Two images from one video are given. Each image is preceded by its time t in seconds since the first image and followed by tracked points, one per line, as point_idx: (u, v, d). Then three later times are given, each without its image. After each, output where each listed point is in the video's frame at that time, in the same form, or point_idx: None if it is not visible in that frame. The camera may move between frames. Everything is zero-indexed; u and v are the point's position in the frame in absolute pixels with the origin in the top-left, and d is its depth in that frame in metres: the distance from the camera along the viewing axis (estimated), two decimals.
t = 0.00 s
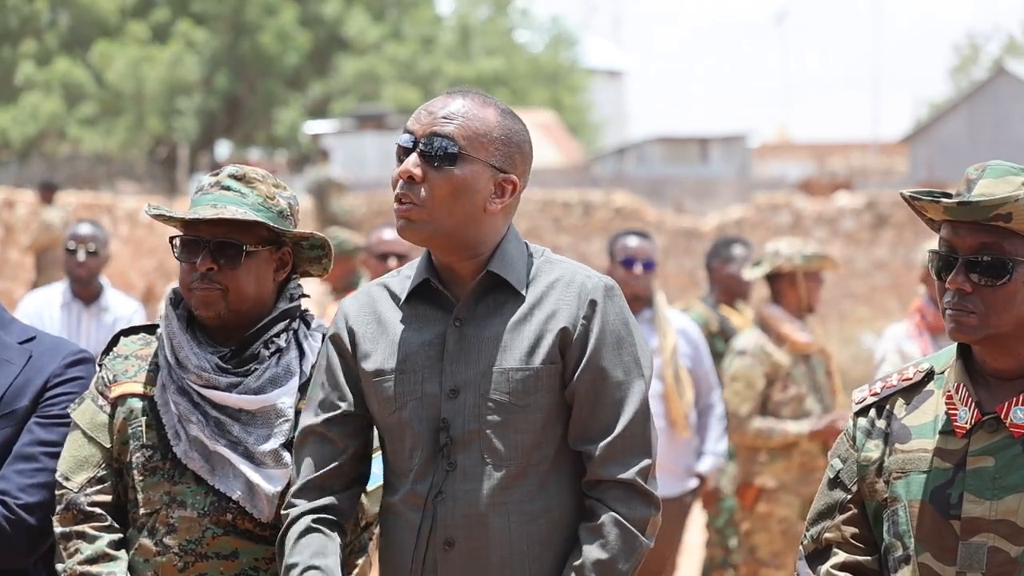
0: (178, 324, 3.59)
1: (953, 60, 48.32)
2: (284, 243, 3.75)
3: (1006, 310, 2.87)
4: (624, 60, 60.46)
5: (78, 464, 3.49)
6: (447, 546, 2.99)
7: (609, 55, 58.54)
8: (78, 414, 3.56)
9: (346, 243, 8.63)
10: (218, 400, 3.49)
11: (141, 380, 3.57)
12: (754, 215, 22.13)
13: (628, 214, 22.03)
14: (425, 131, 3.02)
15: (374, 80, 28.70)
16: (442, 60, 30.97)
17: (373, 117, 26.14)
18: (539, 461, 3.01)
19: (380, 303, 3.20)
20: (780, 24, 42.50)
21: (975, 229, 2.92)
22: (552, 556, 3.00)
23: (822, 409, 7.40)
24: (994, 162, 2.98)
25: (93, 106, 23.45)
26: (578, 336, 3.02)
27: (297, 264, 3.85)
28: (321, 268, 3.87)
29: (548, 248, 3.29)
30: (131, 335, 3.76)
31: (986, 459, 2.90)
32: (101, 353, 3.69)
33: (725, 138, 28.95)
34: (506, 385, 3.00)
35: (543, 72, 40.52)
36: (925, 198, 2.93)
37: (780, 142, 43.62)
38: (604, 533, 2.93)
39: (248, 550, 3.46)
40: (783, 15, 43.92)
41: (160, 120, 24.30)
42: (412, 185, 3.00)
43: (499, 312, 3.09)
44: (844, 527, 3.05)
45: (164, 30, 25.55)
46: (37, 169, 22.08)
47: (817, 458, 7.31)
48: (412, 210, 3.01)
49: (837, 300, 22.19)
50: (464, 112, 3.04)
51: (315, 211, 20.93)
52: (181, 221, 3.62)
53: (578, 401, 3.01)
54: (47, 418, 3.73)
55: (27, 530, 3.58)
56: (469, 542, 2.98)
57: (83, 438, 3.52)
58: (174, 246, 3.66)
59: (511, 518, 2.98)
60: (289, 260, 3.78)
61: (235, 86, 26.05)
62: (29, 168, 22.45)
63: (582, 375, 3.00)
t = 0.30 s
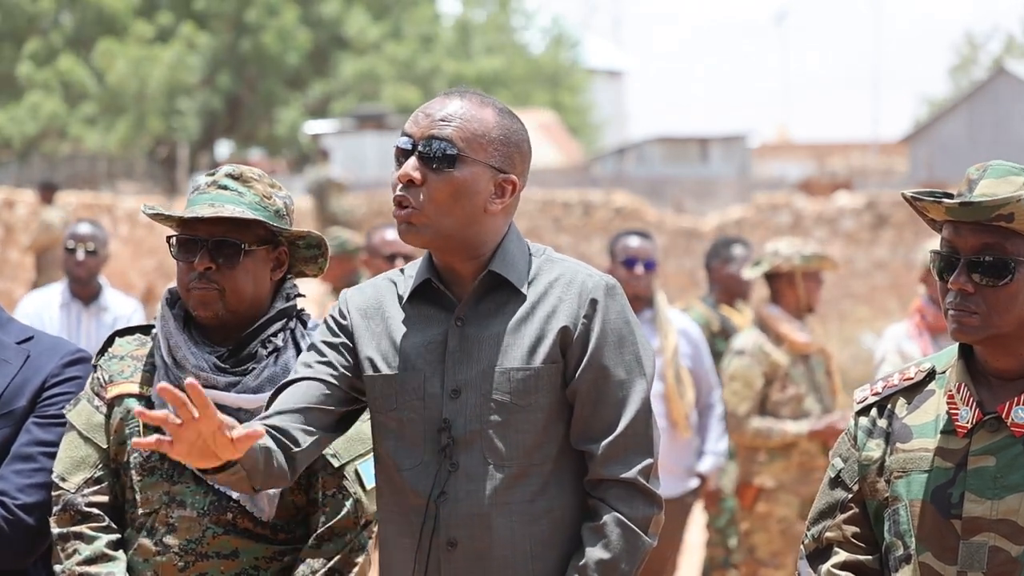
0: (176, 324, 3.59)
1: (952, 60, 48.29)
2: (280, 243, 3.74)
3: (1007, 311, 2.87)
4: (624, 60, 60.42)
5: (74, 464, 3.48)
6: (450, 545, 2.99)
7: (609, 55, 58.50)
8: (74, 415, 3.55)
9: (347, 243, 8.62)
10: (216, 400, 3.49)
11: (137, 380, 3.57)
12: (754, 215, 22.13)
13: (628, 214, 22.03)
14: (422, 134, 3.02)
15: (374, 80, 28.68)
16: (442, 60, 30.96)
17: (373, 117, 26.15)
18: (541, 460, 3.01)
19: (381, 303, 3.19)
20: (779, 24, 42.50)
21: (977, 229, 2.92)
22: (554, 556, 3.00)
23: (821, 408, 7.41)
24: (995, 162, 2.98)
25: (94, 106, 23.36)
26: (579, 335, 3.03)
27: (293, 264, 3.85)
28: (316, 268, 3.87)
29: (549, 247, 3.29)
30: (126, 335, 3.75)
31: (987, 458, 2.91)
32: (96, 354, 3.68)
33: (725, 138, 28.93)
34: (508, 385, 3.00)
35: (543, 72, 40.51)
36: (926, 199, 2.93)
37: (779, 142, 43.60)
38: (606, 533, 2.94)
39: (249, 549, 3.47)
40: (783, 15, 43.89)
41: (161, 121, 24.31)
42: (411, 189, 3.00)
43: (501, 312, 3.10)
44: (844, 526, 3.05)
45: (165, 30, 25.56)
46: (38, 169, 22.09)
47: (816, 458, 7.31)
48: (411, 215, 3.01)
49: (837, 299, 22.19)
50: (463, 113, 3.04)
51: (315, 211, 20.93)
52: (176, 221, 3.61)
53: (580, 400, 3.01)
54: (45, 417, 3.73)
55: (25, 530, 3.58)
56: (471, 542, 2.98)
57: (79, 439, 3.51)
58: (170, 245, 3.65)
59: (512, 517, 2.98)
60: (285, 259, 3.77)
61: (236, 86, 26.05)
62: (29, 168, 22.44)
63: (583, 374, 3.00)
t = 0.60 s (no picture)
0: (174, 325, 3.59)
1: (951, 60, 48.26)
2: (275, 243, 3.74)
3: (1007, 312, 2.87)
4: (623, 60, 60.43)
5: (72, 467, 3.48)
6: (456, 551, 2.98)
7: (609, 55, 58.47)
8: (70, 418, 3.55)
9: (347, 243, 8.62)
10: (216, 401, 3.49)
11: (134, 381, 3.57)
12: (755, 215, 22.11)
13: (628, 214, 22.03)
14: (415, 144, 3.00)
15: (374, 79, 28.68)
16: (442, 60, 30.95)
17: (373, 117, 26.14)
18: (548, 463, 3.01)
19: (381, 306, 3.18)
20: (779, 24, 42.50)
21: (976, 231, 2.92)
22: (562, 558, 3.01)
23: (821, 408, 7.41)
24: (994, 163, 2.99)
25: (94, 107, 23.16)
26: (584, 337, 3.03)
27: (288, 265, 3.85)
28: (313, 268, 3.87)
29: (548, 248, 3.29)
30: (122, 337, 3.74)
31: (986, 458, 2.91)
32: (92, 356, 3.68)
33: (725, 138, 28.93)
34: (514, 390, 3.00)
35: (542, 72, 40.49)
36: (925, 200, 2.93)
37: (779, 142, 43.60)
38: (614, 536, 2.95)
39: (250, 550, 3.46)
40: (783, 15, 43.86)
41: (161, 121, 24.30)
42: (408, 199, 2.97)
43: (504, 315, 3.09)
44: (844, 526, 3.05)
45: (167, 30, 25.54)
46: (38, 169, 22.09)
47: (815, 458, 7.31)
48: (410, 225, 2.98)
49: (837, 300, 22.21)
50: (455, 121, 3.03)
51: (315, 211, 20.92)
52: (172, 222, 3.61)
53: (586, 402, 3.02)
54: (43, 417, 3.73)
55: (24, 531, 3.57)
56: (479, 547, 2.97)
57: (76, 442, 3.51)
58: (167, 247, 3.65)
59: (520, 521, 2.98)
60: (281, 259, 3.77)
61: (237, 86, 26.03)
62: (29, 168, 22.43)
63: (589, 377, 3.00)
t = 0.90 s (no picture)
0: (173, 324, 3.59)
1: (951, 59, 48.26)
2: (272, 242, 3.75)
3: (1007, 312, 2.87)
4: (623, 59, 60.45)
5: (70, 467, 3.47)
6: (467, 557, 2.97)
7: (608, 55, 58.46)
8: (68, 418, 3.54)
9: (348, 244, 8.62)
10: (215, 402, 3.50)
11: (131, 383, 3.56)
12: (755, 215, 22.11)
13: (628, 214, 22.04)
14: (418, 142, 2.99)
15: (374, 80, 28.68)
16: (442, 60, 30.96)
17: (373, 116, 26.14)
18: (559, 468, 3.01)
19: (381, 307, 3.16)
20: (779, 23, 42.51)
21: (975, 231, 2.91)
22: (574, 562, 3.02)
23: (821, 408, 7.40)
24: (992, 163, 2.98)
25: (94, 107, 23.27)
26: (596, 341, 3.03)
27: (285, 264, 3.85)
28: (311, 266, 3.87)
29: (553, 249, 3.29)
30: (119, 337, 3.73)
31: (984, 459, 2.91)
32: (89, 356, 3.67)
33: (725, 138, 28.93)
34: (524, 394, 2.99)
35: (542, 71, 40.47)
36: (924, 201, 2.93)
37: (779, 142, 43.61)
38: (628, 539, 2.96)
39: (250, 550, 3.46)
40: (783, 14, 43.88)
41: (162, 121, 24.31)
42: (413, 197, 2.96)
43: (513, 318, 3.08)
44: (842, 527, 3.04)
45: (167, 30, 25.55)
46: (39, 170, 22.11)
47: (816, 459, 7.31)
48: (416, 223, 2.97)
49: (837, 300, 22.23)
50: (460, 118, 3.02)
51: (315, 212, 20.94)
52: (168, 222, 3.60)
53: (597, 406, 3.02)
54: (41, 416, 3.73)
55: (21, 530, 3.57)
56: (490, 554, 2.97)
57: (74, 443, 3.50)
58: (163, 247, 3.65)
59: (532, 527, 2.98)
60: (278, 258, 3.77)
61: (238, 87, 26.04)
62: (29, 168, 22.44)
63: (601, 381, 3.01)
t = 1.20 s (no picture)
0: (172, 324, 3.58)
1: (950, 59, 48.25)
2: (271, 242, 3.75)
3: (1004, 312, 2.87)
4: (623, 60, 60.46)
5: (69, 468, 3.47)
6: (476, 553, 2.97)
7: (608, 55, 58.45)
8: (68, 418, 3.54)
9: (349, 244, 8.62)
10: (213, 403, 3.50)
11: (130, 383, 3.56)
12: (754, 215, 22.12)
13: (628, 214, 22.04)
14: (432, 126, 3.01)
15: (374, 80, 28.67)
16: (442, 60, 30.96)
17: (374, 117, 26.14)
18: (566, 465, 3.01)
19: (387, 301, 3.15)
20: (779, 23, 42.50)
21: (974, 231, 2.91)
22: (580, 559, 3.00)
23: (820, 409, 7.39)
24: (988, 163, 2.98)
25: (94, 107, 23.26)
26: (604, 337, 3.03)
27: (283, 265, 3.85)
28: (308, 267, 3.87)
29: (559, 246, 3.29)
30: (119, 337, 3.73)
31: (981, 459, 2.91)
32: (89, 356, 3.67)
33: (725, 138, 28.93)
34: (533, 389, 3.00)
35: (542, 71, 40.46)
36: (922, 201, 2.93)
37: (779, 142, 43.61)
38: (632, 537, 2.94)
39: (247, 552, 3.46)
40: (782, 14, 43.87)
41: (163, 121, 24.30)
42: (428, 180, 2.98)
43: (522, 312, 3.09)
44: (838, 528, 3.04)
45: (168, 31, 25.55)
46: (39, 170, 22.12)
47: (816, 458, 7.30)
48: (432, 205, 2.98)
49: (836, 300, 22.21)
50: (472, 103, 3.05)
51: (315, 212, 20.95)
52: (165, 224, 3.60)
53: (606, 403, 3.01)
54: (42, 417, 3.73)
55: (20, 530, 3.57)
56: (498, 550, 2.96)
57: (74, 443, 3.50)
58: (161, 249, 3.65)
59: (540, 522, 2.97)
60: (276, 259, 3.78)
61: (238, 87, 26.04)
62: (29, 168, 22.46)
63: (610, 377, 3.00)
